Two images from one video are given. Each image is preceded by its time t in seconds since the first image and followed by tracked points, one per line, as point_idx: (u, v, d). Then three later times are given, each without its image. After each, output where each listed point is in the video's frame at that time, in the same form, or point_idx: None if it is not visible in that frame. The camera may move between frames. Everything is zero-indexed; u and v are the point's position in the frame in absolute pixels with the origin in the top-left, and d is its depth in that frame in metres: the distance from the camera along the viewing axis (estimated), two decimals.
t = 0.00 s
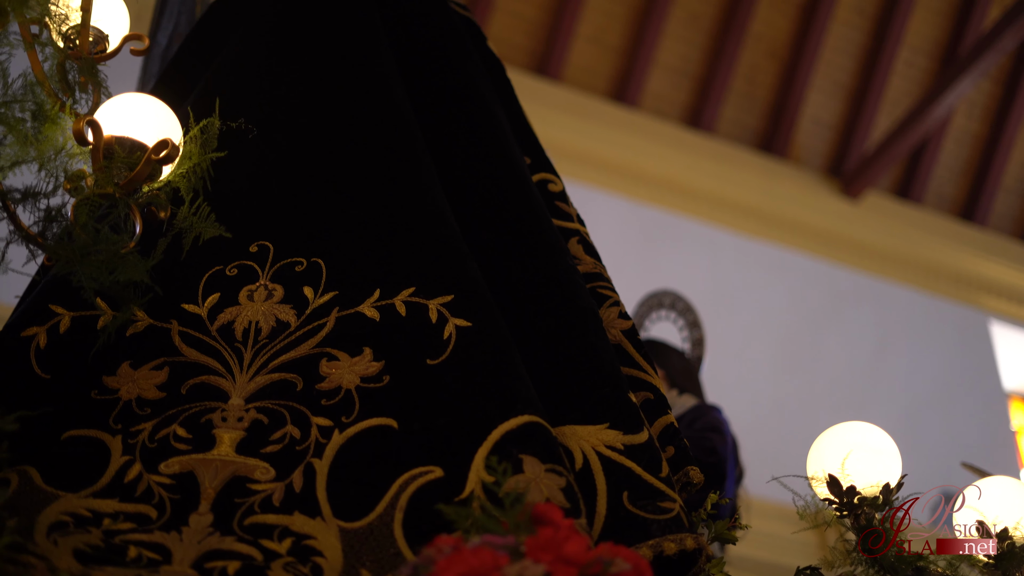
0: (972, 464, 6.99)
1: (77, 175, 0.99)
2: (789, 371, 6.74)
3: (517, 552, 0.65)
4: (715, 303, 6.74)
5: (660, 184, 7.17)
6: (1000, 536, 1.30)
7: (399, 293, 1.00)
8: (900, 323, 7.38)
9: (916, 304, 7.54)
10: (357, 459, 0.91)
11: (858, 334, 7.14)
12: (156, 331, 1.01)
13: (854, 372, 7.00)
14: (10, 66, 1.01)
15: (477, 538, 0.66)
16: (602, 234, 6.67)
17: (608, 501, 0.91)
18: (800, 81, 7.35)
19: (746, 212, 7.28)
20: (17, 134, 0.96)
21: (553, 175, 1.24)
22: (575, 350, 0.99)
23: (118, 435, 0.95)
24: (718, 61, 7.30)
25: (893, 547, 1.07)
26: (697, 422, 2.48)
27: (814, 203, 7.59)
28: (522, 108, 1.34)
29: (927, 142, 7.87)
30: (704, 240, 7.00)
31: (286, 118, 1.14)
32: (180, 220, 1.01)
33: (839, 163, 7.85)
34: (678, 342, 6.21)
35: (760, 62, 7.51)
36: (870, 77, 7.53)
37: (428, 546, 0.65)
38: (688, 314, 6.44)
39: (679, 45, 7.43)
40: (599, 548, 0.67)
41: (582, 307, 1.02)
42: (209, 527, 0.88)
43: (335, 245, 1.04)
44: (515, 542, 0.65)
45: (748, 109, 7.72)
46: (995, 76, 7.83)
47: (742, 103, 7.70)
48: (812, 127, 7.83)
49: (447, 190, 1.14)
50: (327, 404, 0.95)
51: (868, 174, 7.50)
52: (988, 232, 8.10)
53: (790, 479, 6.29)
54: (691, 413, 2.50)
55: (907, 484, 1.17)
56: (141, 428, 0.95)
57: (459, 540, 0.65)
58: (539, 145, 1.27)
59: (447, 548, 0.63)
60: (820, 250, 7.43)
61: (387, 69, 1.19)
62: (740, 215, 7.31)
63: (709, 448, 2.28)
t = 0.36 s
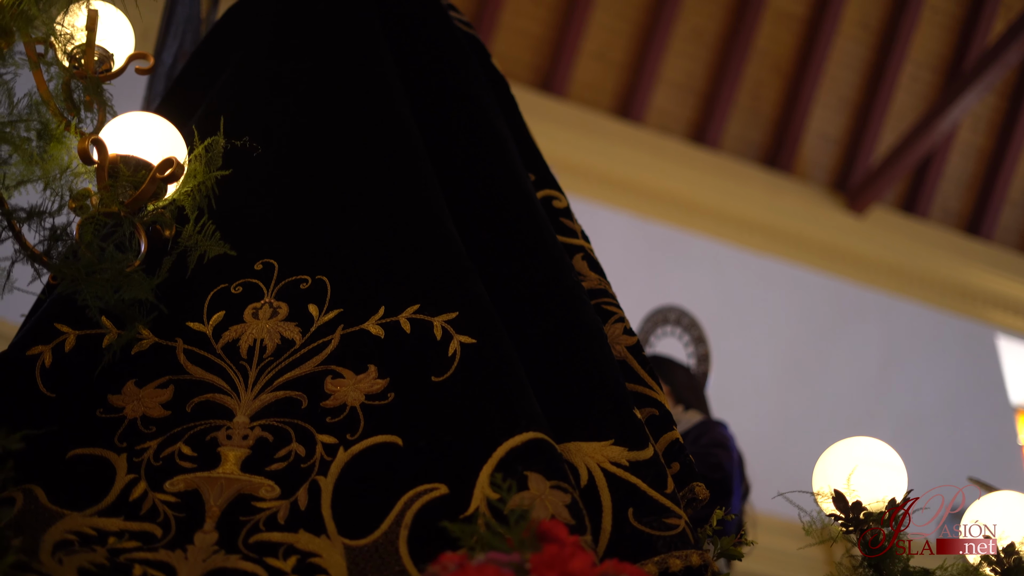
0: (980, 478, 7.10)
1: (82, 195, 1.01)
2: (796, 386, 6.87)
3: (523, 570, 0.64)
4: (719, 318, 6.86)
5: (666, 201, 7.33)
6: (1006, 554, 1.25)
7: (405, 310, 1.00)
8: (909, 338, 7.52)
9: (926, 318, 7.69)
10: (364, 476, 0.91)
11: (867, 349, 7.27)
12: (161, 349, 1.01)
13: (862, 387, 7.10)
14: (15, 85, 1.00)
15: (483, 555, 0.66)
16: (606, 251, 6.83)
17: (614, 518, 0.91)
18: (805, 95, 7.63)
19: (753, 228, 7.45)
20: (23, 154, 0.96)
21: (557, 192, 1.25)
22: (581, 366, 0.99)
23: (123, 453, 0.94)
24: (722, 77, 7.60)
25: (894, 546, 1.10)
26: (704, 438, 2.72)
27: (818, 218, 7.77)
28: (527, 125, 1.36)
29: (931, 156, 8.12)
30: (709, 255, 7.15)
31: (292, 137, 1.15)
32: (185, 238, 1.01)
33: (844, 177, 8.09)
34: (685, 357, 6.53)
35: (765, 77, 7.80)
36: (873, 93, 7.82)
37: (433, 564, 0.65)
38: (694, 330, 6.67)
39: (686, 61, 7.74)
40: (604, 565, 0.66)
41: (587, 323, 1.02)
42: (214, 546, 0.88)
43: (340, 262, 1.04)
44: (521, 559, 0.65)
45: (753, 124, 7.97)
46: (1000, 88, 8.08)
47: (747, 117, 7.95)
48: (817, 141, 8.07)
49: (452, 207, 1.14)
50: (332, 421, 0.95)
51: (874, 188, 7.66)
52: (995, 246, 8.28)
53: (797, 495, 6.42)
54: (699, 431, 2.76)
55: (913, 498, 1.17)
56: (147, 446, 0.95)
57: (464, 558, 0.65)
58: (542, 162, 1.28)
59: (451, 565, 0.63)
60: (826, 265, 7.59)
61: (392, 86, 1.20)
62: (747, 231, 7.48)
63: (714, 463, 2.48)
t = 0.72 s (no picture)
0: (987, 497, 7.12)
1: (83, 214, 0.99)
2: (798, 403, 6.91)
3: None
4: (722, 333, 6.91)
5: (667, 217, 7.42)
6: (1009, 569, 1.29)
7: (405, 329, 1.00)
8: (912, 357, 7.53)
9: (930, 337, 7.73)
10: (364, 495, 0.91)
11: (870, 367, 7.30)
12: (162, 368, 1.01)
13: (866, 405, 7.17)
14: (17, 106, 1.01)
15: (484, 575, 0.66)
16: (606, 265, 6.90)
17: (615, 536, 0.91)
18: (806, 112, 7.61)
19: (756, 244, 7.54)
20: (25, 173, 0.98)
21: (557, 210, 1.25)
22: (580, 384, 0.99)
23: (124, 472, 0.94)
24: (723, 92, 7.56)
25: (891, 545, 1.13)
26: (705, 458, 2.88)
27: (820, 232, 7.84)
28: (528, 142, 1.36)
29: (933, 173, 8.13)
30: (710, 271, 7.23)
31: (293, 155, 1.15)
32: (186, 257, 1.01)
33: (846, 195, 8.13)
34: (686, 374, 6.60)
35: (767, 94, 7.80)
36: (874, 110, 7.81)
37: None
38: (694, 345, 6.76)
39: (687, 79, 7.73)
40: None
41: (588, 340, 1.02)
42: (214, 566, 0.87)
43: (340, 280, 1.04)
44: None
45: (754, 141, 7.98)
46: (1002, 104, 8.06)
47: (747, 133, 7.96)
48: (818, 156, 8.11)
49: (452, 225, 1.14)
50: (333, 439, 0.95)
51: (875, 204, 7.70)
52: (997, 261, 8.39)
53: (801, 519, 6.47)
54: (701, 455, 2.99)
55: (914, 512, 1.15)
56: (148, 465, 0.95)
57: None
58: (543, 179, 1.29)
59: None
60: (828, 281, 7.67)
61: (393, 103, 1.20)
62: (749, 248, 7.57)
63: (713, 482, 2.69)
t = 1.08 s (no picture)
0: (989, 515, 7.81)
1: (88, 236, 1.00)
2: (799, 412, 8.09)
3: None
4: (726, 357, 7.99)
5: (690, 242, 8.44)
6: None
7: (409, 350, 1.00)
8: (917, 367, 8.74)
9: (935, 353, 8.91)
10: (369, 517, 0.90)
11: (862, 377, 8.47)
12: (166, 390, 1.01)
13: (861, 419, 8.33)
14: (22, 128, 1.01)
15: None
16: (615, 291, 7.90)
17: (619, 558, 0.90)
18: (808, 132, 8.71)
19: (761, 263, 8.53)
20: (30, 197, 0.97)
21: (561, 230, 1.27)
22: (584, 402, 0.99)
23: (129, 494, 0.94)
24: (727, 113, 8.64)
25: (893, 548, 1.16)
26: (713, 475, 2.92)
27: (822, 253, 8.82)
28: (531, 164, 1.38)
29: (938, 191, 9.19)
30: (719, 297, 8.26)
31: (296, 178, 1.15)
32: (191, 279, 1.01)
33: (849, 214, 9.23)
34: (692, 393, 7.59)
35: (768, 113, 8.86)
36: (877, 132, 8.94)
37: None
38: (698, 365, 7.75)
39: (691, 99, 8.74)
40: None
41: (590, 358, 1.02)
42: None
43: (343, 300, 1.04)
44: None
45: (758, 161, 9.06)
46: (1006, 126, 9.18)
47: (750, 153, 9.03)
48: (823, 177, 9.19)
49: (457, 245, 1.14)
50: (338, 461, 0.94)
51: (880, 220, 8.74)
52: (1004, 280, 9.38)
53: (797, 530, 7.58)
54: (706, 468, 3.00)
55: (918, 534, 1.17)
56: (153, 487, 0.94)
57: None
58: (547, 200, 1.31)
59: None
60: (834, 300, 8.74)
61: (395, 122, 1.21)
62: (757, 267, 8.58)
63: (720, 499, 2.74)
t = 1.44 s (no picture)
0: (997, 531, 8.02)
1: (98, 258, 1.00)
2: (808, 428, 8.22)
3: None
4: (735, 375, 8.12)
5: (697, 260, 8.52)
6: None
7: (419, 369, 0.99)
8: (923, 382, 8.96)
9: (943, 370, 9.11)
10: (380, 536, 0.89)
11: (871, 393, 8.64)
12: (177, 411, 1.01)
13: (871, 436, 8.50)
14: (32, 150, 1.02)
15: None
16: (625, 310, 7.89)
17: None
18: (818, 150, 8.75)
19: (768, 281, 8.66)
20: (40, 219, 0.98)
21: (569, 248, 1.28)
22: (594, 420, 0.98)
23: (139, 515, 0.93)
24: (737, 129, 8.63)
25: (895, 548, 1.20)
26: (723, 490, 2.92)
27: (831, 267, 8.93)
28: (539, 182, 1.39)
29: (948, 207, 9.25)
30: (727, 315, 8.41)
31: (303, 198, 1.15)
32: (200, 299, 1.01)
33: (860, 232, 9.30)
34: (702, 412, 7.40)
35: (778, 130, 8.87)
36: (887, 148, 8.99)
37: None
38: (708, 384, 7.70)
39: (700, 116, 8.75)
40: None
41: (599, 375, 1.02)
42: None
43: (352, 320, 1.04)
44: None
45: (768, 177, 9.05)
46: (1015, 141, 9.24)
47: (760, 170, 9.03)
48: (833, 194, 9.24)
49: (467, 266, 1.15)
50: (348, 480, 0.94)
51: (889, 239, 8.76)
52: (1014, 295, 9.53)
53: (810, 548, 7.67)
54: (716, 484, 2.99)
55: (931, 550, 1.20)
56: (163, 508, 0.93)
57: None
58: (555, 218, 1.32)
59: None
60: (844, 317, 8.88)
61: (401, 137, 1.20)
62: (766, 286, 8.70)
63: (732, 517, 2.71)
